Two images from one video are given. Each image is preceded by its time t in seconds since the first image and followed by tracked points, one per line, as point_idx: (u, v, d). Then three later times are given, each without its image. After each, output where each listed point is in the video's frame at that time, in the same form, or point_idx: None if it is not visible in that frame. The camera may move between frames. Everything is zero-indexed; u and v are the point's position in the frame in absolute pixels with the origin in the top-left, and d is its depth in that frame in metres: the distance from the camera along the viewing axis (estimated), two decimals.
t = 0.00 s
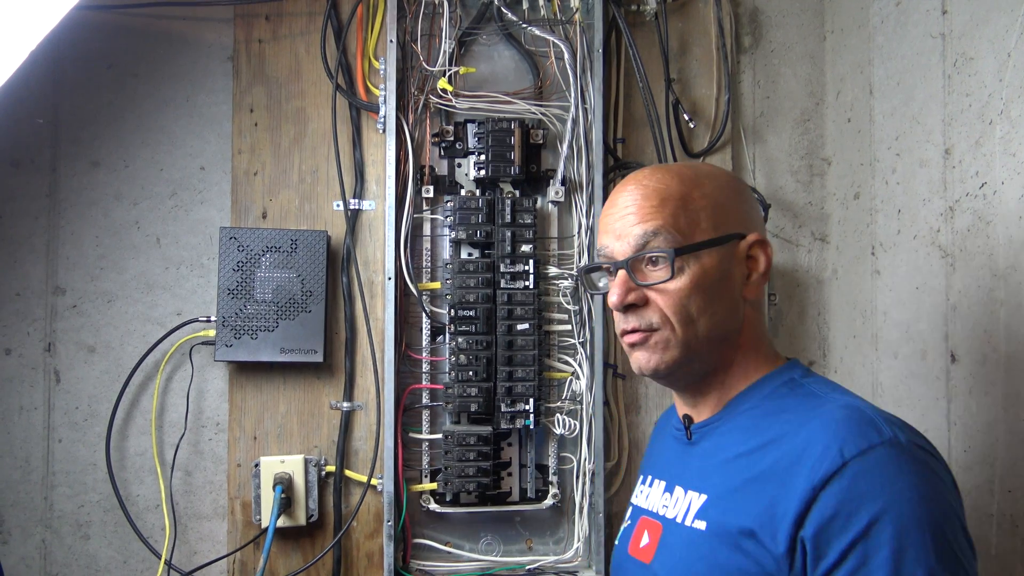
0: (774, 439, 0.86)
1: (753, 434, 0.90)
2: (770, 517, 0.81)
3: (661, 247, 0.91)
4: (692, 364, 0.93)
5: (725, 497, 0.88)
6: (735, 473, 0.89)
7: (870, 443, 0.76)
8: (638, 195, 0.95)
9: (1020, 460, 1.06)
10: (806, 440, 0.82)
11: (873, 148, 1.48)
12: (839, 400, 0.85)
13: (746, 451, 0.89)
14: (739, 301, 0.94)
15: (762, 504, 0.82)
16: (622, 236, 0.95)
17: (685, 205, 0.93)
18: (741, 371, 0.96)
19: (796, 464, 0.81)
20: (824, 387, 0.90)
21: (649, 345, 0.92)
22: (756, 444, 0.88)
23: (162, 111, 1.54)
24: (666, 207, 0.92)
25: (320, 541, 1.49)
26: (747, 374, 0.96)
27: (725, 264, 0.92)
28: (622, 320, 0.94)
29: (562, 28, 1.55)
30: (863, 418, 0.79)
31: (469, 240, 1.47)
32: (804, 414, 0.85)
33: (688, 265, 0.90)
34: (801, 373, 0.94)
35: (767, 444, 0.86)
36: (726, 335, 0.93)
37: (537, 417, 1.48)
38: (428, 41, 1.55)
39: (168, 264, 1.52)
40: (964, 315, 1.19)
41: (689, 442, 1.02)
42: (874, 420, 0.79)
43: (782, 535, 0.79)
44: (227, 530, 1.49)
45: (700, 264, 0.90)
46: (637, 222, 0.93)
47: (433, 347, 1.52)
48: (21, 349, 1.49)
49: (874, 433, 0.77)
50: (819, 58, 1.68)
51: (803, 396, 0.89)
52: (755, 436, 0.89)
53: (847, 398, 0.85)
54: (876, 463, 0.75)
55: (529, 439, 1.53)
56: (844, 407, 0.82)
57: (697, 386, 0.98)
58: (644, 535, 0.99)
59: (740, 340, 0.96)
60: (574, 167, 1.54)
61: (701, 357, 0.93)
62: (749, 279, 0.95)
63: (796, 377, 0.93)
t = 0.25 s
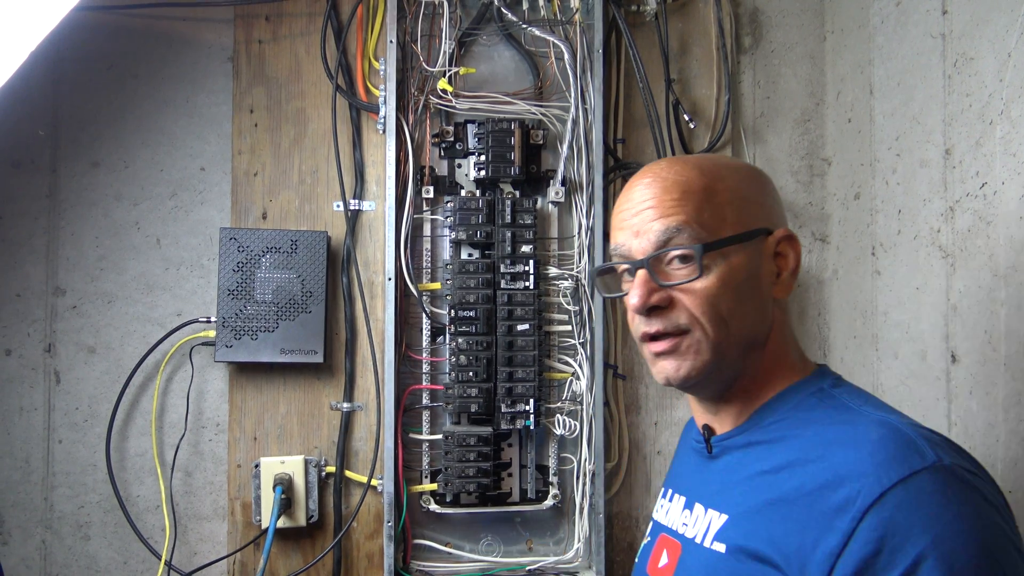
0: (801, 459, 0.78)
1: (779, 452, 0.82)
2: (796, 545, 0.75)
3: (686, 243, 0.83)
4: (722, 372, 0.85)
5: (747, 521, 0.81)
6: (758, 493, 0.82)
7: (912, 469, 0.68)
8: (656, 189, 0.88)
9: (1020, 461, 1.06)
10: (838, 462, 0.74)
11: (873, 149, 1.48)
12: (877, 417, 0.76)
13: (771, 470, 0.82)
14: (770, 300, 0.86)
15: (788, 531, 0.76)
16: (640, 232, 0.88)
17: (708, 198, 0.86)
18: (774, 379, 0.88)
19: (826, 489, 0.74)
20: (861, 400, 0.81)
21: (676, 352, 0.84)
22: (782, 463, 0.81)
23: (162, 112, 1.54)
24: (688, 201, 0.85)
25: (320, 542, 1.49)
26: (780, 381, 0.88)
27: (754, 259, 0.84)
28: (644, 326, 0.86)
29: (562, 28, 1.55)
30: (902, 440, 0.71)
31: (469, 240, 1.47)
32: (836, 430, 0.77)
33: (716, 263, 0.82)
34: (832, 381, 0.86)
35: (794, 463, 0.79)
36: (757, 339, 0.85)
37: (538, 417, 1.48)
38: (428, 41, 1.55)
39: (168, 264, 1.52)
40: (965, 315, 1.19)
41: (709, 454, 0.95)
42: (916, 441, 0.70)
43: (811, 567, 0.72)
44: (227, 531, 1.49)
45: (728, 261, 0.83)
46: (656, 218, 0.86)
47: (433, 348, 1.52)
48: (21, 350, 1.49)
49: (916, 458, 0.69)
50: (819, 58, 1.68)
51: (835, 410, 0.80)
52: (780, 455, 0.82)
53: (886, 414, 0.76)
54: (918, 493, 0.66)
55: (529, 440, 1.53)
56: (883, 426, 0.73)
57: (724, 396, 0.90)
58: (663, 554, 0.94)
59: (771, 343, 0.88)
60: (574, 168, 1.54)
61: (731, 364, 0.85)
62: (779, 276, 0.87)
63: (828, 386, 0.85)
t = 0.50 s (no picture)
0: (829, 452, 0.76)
1: (806, 448, 0.80)
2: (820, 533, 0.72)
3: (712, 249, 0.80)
4: (752, 382, 0.82)
5: (772, 516, 0.79)
6: (786, 489, 0.79)
7: (932, 440, 0.66)
8: (670, 192, 0.85)
9: (1020, 461, 1.06)
10: (864, 448, 0.72)
11: (873, 149, 1.48)
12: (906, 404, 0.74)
13: (799, 465, 0.79)
14: (794, 303, 0.84)
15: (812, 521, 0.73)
16: (658, 238, 0.84)
17: (727, 199, 0.83)
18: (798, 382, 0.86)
19: (851, 474, 0.72)
20: (891, 395, 0.79)
21: (707, 363, 0.80)
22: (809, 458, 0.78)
23: (162, 113, 1.54)
24: (707, 204, 0.83)
25: (320, 543, 1.49)
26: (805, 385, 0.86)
27: (778, 261, 0.82)
28: (672, 338, 0.82)
29: (561, 28, 1.54)
30: (924, 415, 0.69)
31: (469, 240, 1.47)
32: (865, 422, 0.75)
33: (743, 267, 0.80)
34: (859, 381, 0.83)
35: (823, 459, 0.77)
36: (784, 344, 0.83)
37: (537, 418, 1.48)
38: (428, 42, 1.55)
39: (167, 265, 1.52)
40: (964, 315, 1.19)
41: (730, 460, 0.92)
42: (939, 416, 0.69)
43: (836, 553, 0.69)
44: (227, 532, 1.49)
45: (755, 264, 0.80)
46: (675, 222, 0.83)
47: (433, 348, 1.52)
48: (21, 351, 1.49)
49: (938, 429, 0.67)
50: (819, 58, 1.68)
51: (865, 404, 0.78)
52: (807, 450, 0.80)
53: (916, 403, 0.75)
54: (941, 461, 0.64)
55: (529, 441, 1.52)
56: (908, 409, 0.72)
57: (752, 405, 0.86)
58: (681, 556, 0.90)
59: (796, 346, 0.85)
60: (574, 168, 1.54)
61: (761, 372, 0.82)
62: (800, 277, 0.85)
63: (857, 383, 0.82)
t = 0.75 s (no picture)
0: (819, 476, 0.77)
1: (799, 470, 0.81)
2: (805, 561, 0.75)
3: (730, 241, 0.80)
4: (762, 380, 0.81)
5: (765, 541, 0.82)
6: (778, 514, 0.81)
7: (908, 482, 0.66)
8: (681, 189, 0.86)
9: (1019, 460, 1.06)
10: (848, 478, 0.73)
11: (872, 148, 1.48)
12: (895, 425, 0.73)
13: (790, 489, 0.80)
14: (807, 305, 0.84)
15: (796, 548, 0.77)
16: (669, 235, 0.85)
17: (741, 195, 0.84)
18: (810, 387, 0.85)
19: (835, 505, 0.73)
20: (890, 408, 0.77)
21: (717, 364, 0.80)
22: (800, 481, 0.79)
23: (162, 114, 1.54)
24: (723, 200, 0.83)
25: (321, 543, 1.49)
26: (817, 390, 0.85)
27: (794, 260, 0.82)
28: (682, 336, 0.82)
29: (560, 29, 1.55)
30: (906, 448, 0.68)
31: (468, 241, 1.47)
32: (853, 444, 0.75)
33: (757, 264, 0.79)
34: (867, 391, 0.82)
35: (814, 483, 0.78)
36: (795, 346, 0.82)
37: (537, 418, 1.48)
38: (427, 43, 1.55)
39: (168, 266, 1.52)
40: (964, 315, 1.19)
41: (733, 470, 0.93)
42: (923, 448, 0.68)
43: None
44: (228, 533, 1.49)
45: (768, 263, 0.80)
46: (687, 219, 0.83)
47: (433, 349, 1.52)
48: (22, 352, 1.49)
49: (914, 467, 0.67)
50: (818, 58, 1.68)
51: (859, 419, 0.77)
52: (799, 471, 0.80)
53: (910, 421, 0.73)
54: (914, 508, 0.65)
55: (529, 441, 1.52)
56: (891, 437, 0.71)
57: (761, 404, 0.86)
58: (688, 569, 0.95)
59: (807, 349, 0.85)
60: (574, 168, 1.54)
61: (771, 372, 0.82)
62: (812, 280, 0.85)
63: (862, 394, 0.81)
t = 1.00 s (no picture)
0: (830, 478, 0.77)
1: (810, 473, 0.81)
2: (815, 562, 0.75)
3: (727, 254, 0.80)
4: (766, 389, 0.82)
5: (773, 541, 0.82)
6: (789, 515, 0.81)
7: (922, 487, 0.66)
8: (685, 194, 0.86)
9: (1019, 462, 1.06)
10: (859, 480, 0.73)
11: (871, 151, 1.48)
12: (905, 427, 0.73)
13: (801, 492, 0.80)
14: (812, 310, 0.84)
15: (806, 550, 0.76)
16: (673, 242, 0.85)
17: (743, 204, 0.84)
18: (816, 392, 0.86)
19: (846, 508, 0.73)
20: (900, 410, 0.77)
21: (720, 369, 0.81)
22: (810, 484, 0.79)
23: (163, 117, 1.54)
24: (723, 210, 0.83)
25: (321, 545, 1.49)
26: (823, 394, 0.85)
27: (796, 266, 0.82)
28: (685, 341, 0.82)
29: (560, 31, 1.55)
30: (918, 452, 0.68)
31: (469, 243, 1.47)
32: (864, 445, 0.75)
33: (760, 270, 0.80)
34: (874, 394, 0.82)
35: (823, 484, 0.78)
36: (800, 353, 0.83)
37: (538, 420, 1.48)
38: (428, 45, 1.55)
39: (168, 269, 1.53)
40: (963, 317, 1.20)
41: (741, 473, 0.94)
42: (936, 452, 0.68)
43: None
44: (228, 535, 1.49)
45: (773, 267, 0.80)
46: (690, 225, 0.83)
47: (434, 351, 1.52)
48: (23, 355, 1.49)
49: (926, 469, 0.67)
50: (818, 60, 1.69)
51: (868, 420, 0.78)
52: (810, 474, 0.80)
53: (920, 424, 0.73)
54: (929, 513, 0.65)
55: (529, 443, 1.53)
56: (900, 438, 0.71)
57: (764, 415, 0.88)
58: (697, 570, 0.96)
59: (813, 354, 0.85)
60: (574, 171, 1.54)
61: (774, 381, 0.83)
62: (819, 284, 0.85)
63: (870, 397, 0.81)
